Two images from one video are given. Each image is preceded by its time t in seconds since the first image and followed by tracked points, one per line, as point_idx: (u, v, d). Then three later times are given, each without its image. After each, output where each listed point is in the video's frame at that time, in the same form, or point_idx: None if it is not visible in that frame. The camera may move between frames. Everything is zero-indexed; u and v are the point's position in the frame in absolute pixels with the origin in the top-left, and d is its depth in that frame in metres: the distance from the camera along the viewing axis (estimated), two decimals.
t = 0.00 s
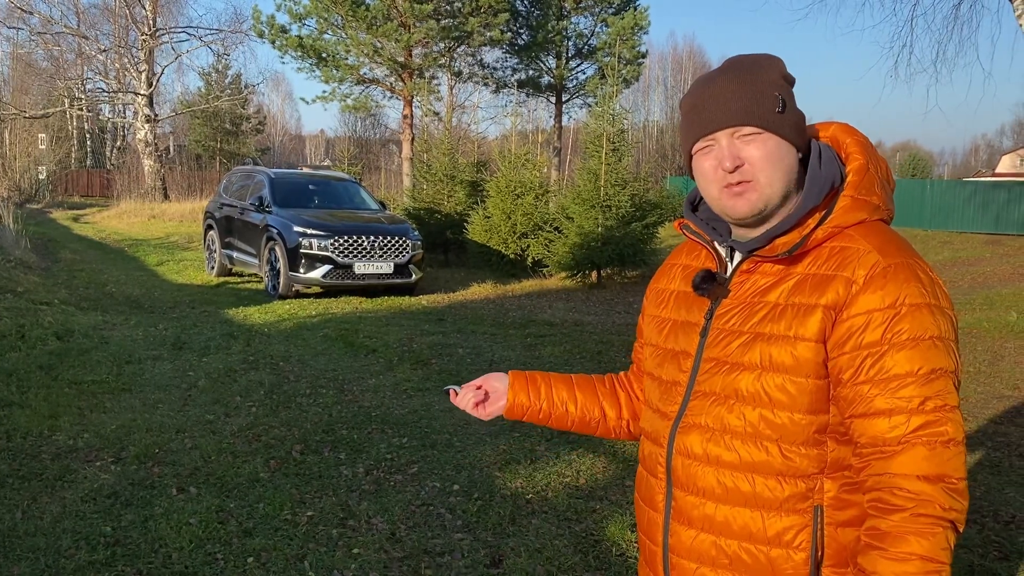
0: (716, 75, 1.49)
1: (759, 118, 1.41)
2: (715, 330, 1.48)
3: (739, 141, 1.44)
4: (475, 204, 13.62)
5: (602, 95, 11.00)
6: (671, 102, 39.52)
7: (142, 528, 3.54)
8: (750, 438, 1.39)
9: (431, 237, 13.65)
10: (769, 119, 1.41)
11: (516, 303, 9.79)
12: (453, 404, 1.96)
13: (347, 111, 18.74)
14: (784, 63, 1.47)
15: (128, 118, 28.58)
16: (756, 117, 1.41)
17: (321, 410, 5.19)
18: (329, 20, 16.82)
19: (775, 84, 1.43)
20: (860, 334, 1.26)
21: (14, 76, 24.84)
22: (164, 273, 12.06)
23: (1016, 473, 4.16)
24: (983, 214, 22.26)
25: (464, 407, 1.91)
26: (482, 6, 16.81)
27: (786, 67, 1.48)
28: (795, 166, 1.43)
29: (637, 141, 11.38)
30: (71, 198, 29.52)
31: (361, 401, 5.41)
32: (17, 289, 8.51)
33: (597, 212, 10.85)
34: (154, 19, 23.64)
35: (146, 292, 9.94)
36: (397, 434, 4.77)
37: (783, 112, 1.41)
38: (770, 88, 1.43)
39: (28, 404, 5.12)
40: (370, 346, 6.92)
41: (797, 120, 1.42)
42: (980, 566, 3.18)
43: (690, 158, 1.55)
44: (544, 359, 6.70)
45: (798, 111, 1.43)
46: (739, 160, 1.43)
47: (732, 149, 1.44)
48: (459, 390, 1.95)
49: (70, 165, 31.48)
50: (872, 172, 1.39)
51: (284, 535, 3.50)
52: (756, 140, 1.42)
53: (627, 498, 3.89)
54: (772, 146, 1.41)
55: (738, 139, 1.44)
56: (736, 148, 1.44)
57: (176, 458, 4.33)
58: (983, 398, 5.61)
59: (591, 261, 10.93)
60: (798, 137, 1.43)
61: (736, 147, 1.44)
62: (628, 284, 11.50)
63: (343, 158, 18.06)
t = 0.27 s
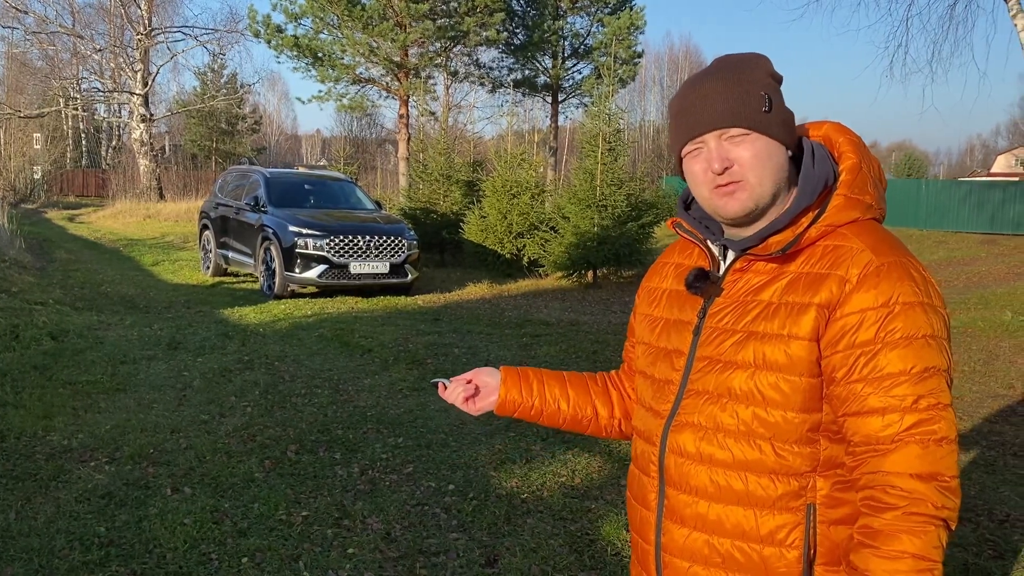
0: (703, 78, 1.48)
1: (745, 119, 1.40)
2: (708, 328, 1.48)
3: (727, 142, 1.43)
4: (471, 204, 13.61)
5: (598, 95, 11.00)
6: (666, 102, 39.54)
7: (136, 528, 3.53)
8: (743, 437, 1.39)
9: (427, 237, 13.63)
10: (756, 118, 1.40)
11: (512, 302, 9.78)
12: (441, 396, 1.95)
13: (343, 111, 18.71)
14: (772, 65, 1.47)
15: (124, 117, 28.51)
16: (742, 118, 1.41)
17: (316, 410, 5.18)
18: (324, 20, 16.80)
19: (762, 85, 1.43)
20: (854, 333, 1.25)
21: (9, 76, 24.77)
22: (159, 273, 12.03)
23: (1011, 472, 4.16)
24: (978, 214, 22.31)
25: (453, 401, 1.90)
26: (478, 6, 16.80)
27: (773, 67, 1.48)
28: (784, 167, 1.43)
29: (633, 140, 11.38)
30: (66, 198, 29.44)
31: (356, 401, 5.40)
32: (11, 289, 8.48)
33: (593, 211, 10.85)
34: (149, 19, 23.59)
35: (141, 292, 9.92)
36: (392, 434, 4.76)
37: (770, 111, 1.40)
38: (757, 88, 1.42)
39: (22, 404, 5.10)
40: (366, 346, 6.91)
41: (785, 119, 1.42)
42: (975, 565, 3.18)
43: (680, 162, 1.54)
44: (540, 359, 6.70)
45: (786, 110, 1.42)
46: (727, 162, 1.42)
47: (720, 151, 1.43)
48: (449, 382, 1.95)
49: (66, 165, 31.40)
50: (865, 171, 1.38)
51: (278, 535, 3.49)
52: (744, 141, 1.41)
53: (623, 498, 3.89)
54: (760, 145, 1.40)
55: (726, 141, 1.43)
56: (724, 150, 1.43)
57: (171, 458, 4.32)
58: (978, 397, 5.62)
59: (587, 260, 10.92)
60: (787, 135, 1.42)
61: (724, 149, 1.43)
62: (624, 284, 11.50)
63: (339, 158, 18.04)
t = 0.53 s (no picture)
0: (678, 94, 1.47)
1: (711, 143, 1.39)
2: (697, 331, 1.49)
3: (697, 165, 1.43)
4: (467, 204, 13.61)
5: (594, 95, 11.02)
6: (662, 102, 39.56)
7: (131, 530, 3.52)
8: (732, 438, 1.40)
9: (423, 237, 13.63)
10: (723, 142, 1.38)
11: (508, 303, 9.78)
12: (437, 438, 1.88)
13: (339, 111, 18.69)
14: (741, 72, 1.43)
15: (119, 117, 28.47)
16: (709, 140, 1.39)
17: (312, 410, 5.18)
18: (320, 20, 16.79)
19: (729, 101, 1.40)
20: (841, 335, 1.26)
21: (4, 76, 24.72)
22: (154, 273, 12.01)
23: (1005, 472, 4.18)
24: (973, 214, 22.37)
25: (450, 443, 1.85)
26: (474, 6, 16.81)
27: (751, 76, 1.43)
28: (762, 179, 1.42)
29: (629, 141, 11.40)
30: (62, 198, 29.36)
31: (352, 402, 5.40)
32: (6, 290, 8.46)
33: (589, 212, 10.86)
34: (145, 19, 23.56)
35: (137, 293, 9.90)
36: (388, 435, 4.76)
37: (738, 134, 1.38)
38: (726, 109, 1.40)
39: (16, 406, 5.09)
40: (362, 346, 6.91)
41: (756, 137, 1.38)
42: (969, 565, 3.19)
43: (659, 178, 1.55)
44: (536, 359, 6.70)
45: (758, 128, 1.38)
46: (700, 182, 1.42)
47: (693, 172, 1.43)
48: (442, 422, 1.88)
49: (61, 165, 31.33)
50: (851, 175, 1.40)
51: (273, 536, 3.49)
52: (713, 164, 1.41)
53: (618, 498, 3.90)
54: (729, 168, 1.39)
55: (695, 165, 1.43)
56: (695, 172, 1.43)
57: (166, 459, 4.32)
58: (972, 397, 5.64)
59: (583, 261, 10.93)
60: (760, 153, 1.39)
61: (696, 171, 1.43)
62: (621, 284, 11.51)
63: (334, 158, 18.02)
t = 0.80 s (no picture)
0: (657, 106, 1.47)
1: (686, 159, 1.40)
2: (687, 333, 1.49)
3: (675, 179, 1.44)
4: (463, 204, 13.61)
5: (590, 95, 11.03)
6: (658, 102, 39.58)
7: (126, 531, 3.51)
8: (722, 439, 1.40)
9: (419, 237, 13.62)
10: (699, 158, 1.39)
11: (503, 303, 9.78)
12: (436, 452, 1.92)
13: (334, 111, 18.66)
14: (718, 79, 1.41)
15: (114, 117, 28.39)
16: (683, 156, 1.39)
17: (307, 411, 5.18)
18: (315, 20, 16.78)
19: (705, 113, 1.40)
20: (828, 334, 1.27)
21: None
22: (149, 274, 11.98)
23: (1000, 471, 4.20)
24: (967, 214, 22.43)
25: (448, 454, 1.88)
26: (470, 6, 16.80)
27: (729, 84, 1.41)
28: (743, 188, 1.41)
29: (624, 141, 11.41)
30: (56, 198, 29.26)
31: (348, 402, 5.40)
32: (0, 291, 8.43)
33: (585, 212, 10.87)
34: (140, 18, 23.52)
35: (132, 293, 9.88)
36: (384, 435, 4.76)
37: (711, 148, 1.38)
38: (700, 122, 1.39)
39: (11, 406, 5.08)
40: (357, 347, 6.90)
41: (731, 150, 1.38)
42: (964, 565, 3.20)
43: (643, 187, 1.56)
44: (531, 359, 6.70)
45: (733, 140, 1.38)
46: (677, 195, 1.44)
47: (671, 185, 1.44)
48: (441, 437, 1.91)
49: (55, 165, 31.23)
50: (837, 174, 1.40)
51: (269, 537, 3.48)
52: (689, 179, 1.41)
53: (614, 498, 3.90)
54: (705, 182, 1.40)
55: (673, 179, 1.44)
56: (673, 185, 1.44)
57: (161, 460, 4.31)
58: (966, 396, 5.66)
59: (579, 261, 10.94)
60: (737, 164, 1.39)
61: (674, 184, 1.44)
62: (617, 284, 11.51)
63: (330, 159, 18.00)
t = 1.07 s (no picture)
0: (646, 108, 1.48)
1: (678, 161, 1.40)
2: (676, 334, 1.49)
3: (664, 180, 1.44)
4: (459, 204, 13.61)
5: (585, 95, 11.04)
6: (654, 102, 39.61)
7: (120, 532, 3.51)
8: (708, 441, 1.40)
9: (415, 237, 13.61)
10: (689, 160, 1.39)
11: (499, 303, 9.77)
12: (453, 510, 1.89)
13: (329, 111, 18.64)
14: (708, 82, 1.42)
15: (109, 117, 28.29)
16: (672, 159, 1.40)
17: (303, 411, 5.17)
18: (311, 19, 16.76)
19: (695, 116, 1.40)
20: (812, 339, 1.27)
21: None
22: (144, 274, 11.96)
23: (994, 471, 4.21)
24: (961, 213, 22.48)
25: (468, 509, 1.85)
26: (465, 6, 16.80)
27: (718, 85, 1.42)
28: (731, 191, 1.42)
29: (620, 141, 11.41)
30: (51, 198, 29.17)
31: (343, 403, 5.40)
32: None
33: (580, 211, 10.88)
34: (134, 18, 23.47)
35: (127, 293, 9.87)
36: (379, 436, 4.76)
37: (701, 150, 1.38)
38: (689, 124, 1.40)
39: (4, 407, 5.07)
40: (353, 347, 6.90)
41: (720, 152, 1.38)
42: (958, 564, 3.21)
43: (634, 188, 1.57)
44: (527, 359, 6.71)
45: (722, 141, 1.38)
46: (667, 197, 1.44)
47: (660, 187, 1.45)
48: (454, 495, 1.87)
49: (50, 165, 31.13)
50: (826, 176, 1.40)
51: (264, 538, 3.48)
52: (679, 180, 1.42)
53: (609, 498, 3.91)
54: (695, 184, 1.40)
55: (664, 180, 1.44)
56: (663, 187, 1.44)
57: (156, 460, 4.31)
58: (961, 396, 5.67)
59: (575, 261, 10.94)
60: (727, 166, 1.39)
61: (663, 186, 1.44)
62: (612, 284, 11.52)
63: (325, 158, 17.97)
